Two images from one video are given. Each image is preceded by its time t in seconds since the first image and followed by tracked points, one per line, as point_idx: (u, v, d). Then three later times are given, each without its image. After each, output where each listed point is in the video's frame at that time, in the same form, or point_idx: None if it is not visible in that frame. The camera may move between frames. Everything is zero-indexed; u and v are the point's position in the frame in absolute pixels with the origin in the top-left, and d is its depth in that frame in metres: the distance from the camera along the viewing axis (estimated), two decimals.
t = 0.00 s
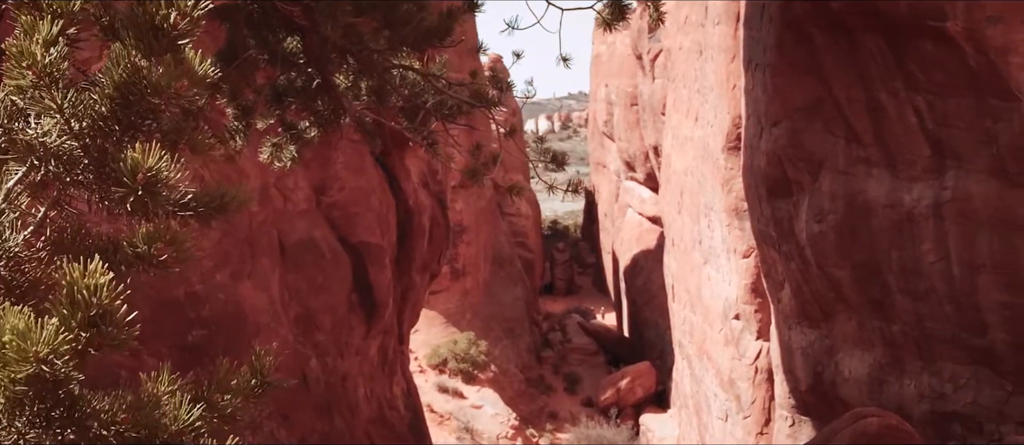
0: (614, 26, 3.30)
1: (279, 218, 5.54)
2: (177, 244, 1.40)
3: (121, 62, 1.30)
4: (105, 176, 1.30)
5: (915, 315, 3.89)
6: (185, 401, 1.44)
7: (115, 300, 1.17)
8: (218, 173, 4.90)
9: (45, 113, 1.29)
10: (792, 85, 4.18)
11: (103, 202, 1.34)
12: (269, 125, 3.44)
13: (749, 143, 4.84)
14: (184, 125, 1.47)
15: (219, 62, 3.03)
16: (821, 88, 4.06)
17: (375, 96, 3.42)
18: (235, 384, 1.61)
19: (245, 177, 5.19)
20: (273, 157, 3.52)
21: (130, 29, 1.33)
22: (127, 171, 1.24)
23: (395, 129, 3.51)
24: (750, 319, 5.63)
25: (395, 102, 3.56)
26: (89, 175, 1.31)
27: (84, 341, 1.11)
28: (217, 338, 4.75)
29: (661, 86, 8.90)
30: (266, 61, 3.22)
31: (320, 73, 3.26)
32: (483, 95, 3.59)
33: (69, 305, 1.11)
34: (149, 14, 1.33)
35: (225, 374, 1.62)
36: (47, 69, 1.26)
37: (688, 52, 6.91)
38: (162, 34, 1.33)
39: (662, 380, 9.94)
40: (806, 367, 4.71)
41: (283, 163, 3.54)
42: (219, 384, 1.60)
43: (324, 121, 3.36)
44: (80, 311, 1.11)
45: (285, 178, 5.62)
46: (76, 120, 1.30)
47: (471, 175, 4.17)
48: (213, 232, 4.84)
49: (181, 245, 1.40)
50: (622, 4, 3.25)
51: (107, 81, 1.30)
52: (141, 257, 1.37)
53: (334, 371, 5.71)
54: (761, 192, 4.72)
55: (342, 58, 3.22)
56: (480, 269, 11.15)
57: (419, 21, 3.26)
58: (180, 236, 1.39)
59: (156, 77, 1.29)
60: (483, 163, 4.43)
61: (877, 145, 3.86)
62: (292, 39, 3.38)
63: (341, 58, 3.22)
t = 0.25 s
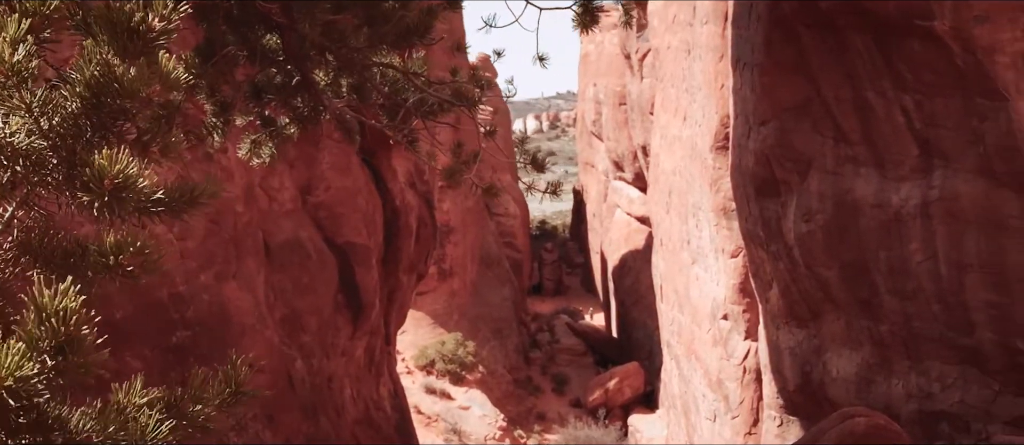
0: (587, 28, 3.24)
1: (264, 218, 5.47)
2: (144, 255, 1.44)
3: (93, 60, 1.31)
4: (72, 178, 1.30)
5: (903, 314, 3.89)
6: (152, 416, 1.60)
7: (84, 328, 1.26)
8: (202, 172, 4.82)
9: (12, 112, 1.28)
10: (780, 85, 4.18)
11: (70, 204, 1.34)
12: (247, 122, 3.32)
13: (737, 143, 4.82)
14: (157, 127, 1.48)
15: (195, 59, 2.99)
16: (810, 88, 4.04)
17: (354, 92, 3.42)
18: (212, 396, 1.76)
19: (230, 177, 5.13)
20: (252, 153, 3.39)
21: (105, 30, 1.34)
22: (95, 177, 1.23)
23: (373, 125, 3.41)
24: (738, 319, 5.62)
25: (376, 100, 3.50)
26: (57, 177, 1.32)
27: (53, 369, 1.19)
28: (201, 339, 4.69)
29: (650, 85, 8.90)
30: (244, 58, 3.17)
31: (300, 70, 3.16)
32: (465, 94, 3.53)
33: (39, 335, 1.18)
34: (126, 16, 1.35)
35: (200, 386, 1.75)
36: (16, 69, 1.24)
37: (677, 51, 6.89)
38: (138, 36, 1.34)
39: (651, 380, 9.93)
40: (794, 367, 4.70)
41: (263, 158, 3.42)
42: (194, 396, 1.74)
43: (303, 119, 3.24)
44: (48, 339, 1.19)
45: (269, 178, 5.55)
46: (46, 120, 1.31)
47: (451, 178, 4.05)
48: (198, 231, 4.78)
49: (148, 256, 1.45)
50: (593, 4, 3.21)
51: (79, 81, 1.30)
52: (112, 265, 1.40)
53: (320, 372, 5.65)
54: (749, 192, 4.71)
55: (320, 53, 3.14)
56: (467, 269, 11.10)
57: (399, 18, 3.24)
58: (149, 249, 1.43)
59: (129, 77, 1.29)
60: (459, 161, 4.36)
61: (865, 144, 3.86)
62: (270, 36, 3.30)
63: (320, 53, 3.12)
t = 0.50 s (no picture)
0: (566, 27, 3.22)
1: (249, 218, 5.40)
2: (106, 250, 1.55)
3: (63, 55, 1.38)
4: (36, 170, 1.38)
5: (891, 314, 3.90)
6: (113, 411, 1.64)
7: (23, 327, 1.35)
8: (186, 172, 4.85)
9: None
10: (767, 84, 4.15)
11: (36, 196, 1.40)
12: (228, 118, 3.33)
13: (725, 142, 4.81)
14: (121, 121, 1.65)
15: (172, 55, 2.93)
16: (798, 87, 4.02)
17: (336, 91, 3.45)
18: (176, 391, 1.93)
19: (214, 177, 5.06)
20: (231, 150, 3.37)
21: (74, 23, 1.39)
22: (59, 171, 1.31)
23: (353, 122, 3.44)
24: (727, 319, 5.62)
25: (357, 97, 3.52)
26: (22, 169, 1.39)
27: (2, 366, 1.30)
28: (185, 340, 4.79)
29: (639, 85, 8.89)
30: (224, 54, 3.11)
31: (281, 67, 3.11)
32: (446, 93, 3.55)
33: None
34: (96, 9, 1.41)
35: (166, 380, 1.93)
36: None
37: (665, 51, 6.88)
38: (104, 28, 1.40)
39: (639, 381, 9.91)
40: (783, 367, 4.70)
41: (243, 155, 3.39)
42: (160, 390, 1.91)
43: (283, 114, 3.27)
44: None
45: (255, 178, 5.47)
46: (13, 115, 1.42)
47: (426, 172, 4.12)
48: (183, 231, 4.83)
49: (110, 251, 1.56)
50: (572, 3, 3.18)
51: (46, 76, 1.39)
52: (78, 260, 1.51)
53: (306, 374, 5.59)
54: (737, 192, 4.69)
55: (299, 49, 3.11)
56: (455, 270, 11.04)
57: (380, 15, 3.24)
58: (111, 245, 1.55)
59: (95, 70, 1.37)
60: (438, 160, 4.36)
61: (853, 144, 3.86)
62: (252, 31, 3.21)
63: (300, 50, 3.12)
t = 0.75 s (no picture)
0: (553, 22, 3.18)
1: (235, 218, 5.34)
2: (71, 239, 1.53)
3: (15, 42, 1.44)
4: None
5: (880, 313, 3.90)
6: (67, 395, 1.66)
7: None
8: (172, 173, 4.86)
9: None
10: (757, 84, 4.13)
11: None
12: (208, 117, 3.28)
13: (714, 142, 4.79)
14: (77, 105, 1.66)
15: (151, 55, 2.88)
16: (788, 86, 4.01)
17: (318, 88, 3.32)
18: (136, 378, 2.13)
19: (199, 177, 5.02)
20: (213, 149, 3.29)
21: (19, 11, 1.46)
22: (13, 158, 1.36)
23: (334, 120, 3.35)
24: (716, 320, 5.61)
25: (340, 96, 3.45)
26: None
27: None
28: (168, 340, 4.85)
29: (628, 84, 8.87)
30: (203, 51, 2.99)
31: (261, 64, 3.03)
32: (428, 89, 3.54)
33: None
34: None
35: (127, 370, 2.13)
36: None
37: (654, 50, 6.86)
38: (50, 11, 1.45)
39: (628, 381, 9.90)
40: (772, 367, 4.69)
41: (224, 154, 3.30)
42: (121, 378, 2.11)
43: (265, 112, 3.20)
44: None
45: (241, 178, 5.37)
46: None
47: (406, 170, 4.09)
48: (167, 232, 4.86)
49: (75, 238, 1.53)
50: None
51: None
52: (40, 248, 1.49)
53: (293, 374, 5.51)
54: (726, 191, 4.68)
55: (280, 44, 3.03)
56: (444, 270, 10.99)
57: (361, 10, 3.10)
58: (74, 230, 1.53)
59: (50, 54, 1.41)
60: (420, 159, 4.32)
61: (842, 143, 3.85)
62: (231, 27, 3.06)
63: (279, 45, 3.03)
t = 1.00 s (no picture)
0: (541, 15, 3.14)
1: (221, 218, 5.27)
2: (41, 229, 1.53)
3: None
4: None
5: (869, 313, 3.89)
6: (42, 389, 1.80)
7: None
8: (156, 172, 4.77)
9: None
10: (747, 82, 4.13)
11: None
12: (188, 115, 3.17)
13: (704, 142, 4.78)
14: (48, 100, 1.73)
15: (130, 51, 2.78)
16: (777, 85, 4.01)
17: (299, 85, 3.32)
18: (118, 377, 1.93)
19: (185, 176, 4.96)
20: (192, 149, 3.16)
21: None
22: None
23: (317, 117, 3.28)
24: (706, 319, 5.60)
25: (322, 93, 3.42)
26: None
27: None
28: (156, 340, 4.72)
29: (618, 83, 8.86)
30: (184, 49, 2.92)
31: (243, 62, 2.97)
32: (410, 84, 3.41)
33: None
34: None
35: (109, 369, 1.92)
36: None
37: (643, 50, 6.87)
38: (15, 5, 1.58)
39: (618, 381, 9.88)
40: (762, 367, 4.68)
41: (205, 154, 3.18)
42: (101, 377, 1.91)
43: (247, 110, 3.15)
44: None
45: (227, 177, 5.31)
46: None
47: (389, 166, 4.04)
48: (152, 232, 4.77)
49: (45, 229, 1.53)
50: None
51: None
52: (11, 240, 1.49)
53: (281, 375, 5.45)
54: (716, 190, 4.66)
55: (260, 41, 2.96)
56: (433, 270, 10.94)
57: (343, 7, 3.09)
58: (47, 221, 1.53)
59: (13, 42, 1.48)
60: (404, 157, 4.29)
61: (831, 142, 3.85)
62: (212, 23, 3.00)
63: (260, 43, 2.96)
